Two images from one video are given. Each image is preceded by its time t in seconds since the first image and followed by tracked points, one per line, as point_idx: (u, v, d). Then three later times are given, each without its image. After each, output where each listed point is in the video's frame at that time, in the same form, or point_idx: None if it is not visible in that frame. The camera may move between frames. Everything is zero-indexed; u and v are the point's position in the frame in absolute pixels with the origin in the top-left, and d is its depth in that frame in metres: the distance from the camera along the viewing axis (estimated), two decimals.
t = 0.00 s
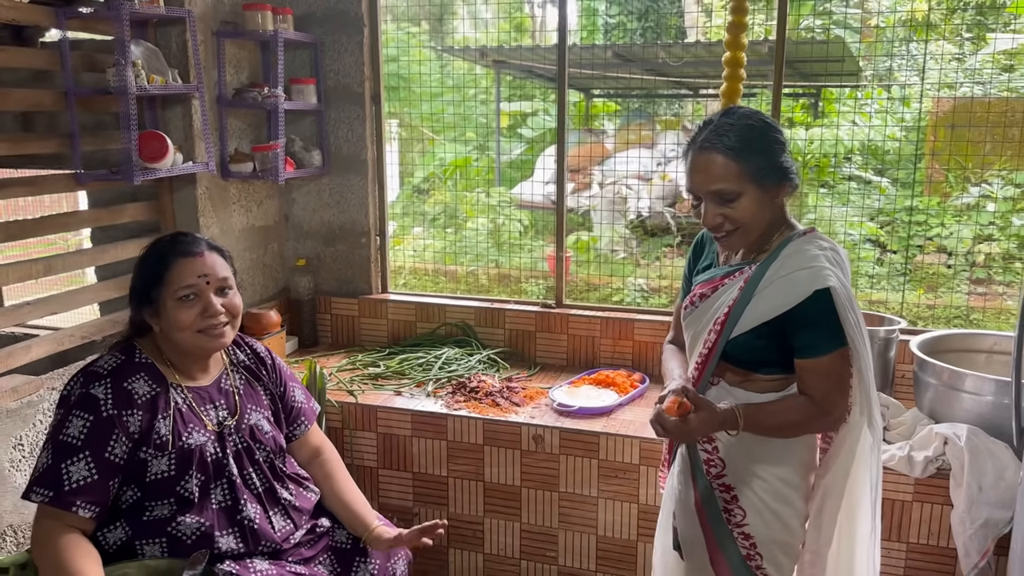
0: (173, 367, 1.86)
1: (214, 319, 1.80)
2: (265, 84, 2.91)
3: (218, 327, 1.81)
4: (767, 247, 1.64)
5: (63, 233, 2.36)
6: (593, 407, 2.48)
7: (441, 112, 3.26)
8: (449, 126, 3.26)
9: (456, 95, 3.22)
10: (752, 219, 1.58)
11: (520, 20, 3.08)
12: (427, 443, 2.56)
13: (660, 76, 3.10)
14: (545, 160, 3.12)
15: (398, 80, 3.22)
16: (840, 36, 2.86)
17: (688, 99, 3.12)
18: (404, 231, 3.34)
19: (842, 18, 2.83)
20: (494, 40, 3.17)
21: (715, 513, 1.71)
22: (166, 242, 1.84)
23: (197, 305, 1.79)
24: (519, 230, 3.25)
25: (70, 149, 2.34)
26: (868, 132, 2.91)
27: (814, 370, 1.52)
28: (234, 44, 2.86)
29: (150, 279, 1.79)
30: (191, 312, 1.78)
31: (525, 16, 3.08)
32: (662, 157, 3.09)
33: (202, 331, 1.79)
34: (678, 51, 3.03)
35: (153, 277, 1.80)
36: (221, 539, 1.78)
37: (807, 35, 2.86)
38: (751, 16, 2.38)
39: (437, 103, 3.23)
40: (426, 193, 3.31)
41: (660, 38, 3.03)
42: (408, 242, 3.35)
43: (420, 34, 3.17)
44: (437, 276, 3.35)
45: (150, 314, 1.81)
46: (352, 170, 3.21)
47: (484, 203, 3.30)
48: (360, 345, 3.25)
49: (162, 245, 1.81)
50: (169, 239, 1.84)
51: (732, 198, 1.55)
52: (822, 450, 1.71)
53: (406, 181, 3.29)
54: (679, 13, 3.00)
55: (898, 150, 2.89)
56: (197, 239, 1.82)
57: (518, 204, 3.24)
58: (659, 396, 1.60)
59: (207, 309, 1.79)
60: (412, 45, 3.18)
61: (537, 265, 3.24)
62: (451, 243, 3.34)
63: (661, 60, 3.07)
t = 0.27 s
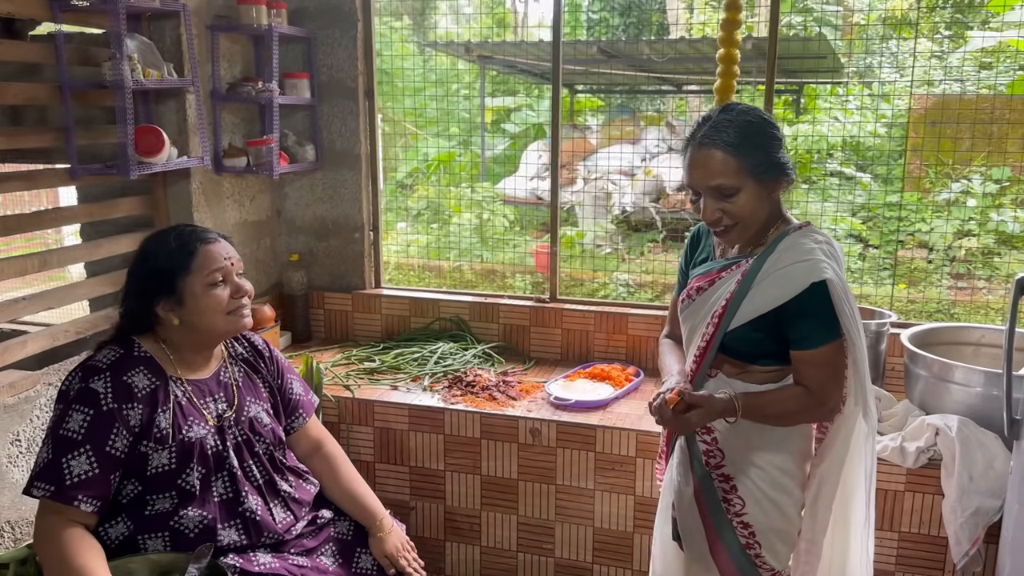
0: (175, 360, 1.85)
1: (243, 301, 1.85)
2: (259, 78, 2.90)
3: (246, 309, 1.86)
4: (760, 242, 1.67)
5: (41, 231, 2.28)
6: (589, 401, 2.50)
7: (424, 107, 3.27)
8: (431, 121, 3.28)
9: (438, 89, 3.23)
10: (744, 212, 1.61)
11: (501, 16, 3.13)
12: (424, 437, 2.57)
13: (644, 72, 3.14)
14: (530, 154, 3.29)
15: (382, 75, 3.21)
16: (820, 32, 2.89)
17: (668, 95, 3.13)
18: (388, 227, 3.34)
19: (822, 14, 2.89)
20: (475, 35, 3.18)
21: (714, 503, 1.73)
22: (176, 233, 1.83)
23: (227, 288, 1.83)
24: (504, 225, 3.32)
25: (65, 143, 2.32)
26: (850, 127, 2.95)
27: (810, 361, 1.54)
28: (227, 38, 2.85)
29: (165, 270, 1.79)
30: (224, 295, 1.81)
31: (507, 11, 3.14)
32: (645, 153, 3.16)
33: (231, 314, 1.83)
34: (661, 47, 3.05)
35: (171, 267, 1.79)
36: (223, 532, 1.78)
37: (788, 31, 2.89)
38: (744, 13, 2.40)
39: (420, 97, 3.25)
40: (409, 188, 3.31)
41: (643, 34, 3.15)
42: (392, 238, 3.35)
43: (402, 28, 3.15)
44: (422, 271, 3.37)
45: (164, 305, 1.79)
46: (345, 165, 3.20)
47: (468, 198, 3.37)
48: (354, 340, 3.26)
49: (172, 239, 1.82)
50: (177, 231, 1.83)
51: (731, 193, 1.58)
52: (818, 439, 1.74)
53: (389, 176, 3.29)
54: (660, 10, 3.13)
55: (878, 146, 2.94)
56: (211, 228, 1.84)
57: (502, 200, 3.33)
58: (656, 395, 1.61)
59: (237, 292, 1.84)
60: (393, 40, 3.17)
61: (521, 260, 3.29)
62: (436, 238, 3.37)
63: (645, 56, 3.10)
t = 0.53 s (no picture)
0: (183, 357, 1.87)
1: (233, 301, 1.83)
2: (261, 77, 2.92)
3: (237, 309, 1.84)
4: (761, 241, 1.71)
5: (30, 231, 2.24)
6: (591, 397, 2.54)
7: (412, 105, 3.29)
8: (419, 119, 3.31)
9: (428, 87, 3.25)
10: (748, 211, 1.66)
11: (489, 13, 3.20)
12: (426, 433, 2.60)
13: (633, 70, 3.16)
14: (520, 153, 3.40)
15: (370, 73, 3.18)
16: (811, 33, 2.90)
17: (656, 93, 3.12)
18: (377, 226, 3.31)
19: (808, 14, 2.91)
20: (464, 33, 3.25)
21: (717, 496, 1.76)
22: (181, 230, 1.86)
23: (216, 287, 1.82)
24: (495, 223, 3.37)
25: (69, 140, 2.33)
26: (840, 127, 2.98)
27: (811, 358, 1.58)
28: (230, 37, 2.86)
29: (165, 265, 1.81)
30: (212, 293, 1.81)
31: (494, 9, 3.23)
32: (635, 151, 3.21)
33: (221, 313, 1.82)
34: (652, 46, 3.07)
35: (171, 262, 1.81)
36: (234, 526, 1.81)
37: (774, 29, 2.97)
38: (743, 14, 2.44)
39: (408, 96, 3.26)
40: (398, 186, 3.35)
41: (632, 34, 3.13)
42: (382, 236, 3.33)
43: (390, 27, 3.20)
44: (414, 269, 3.38)
45: (164, 300, 1.82)
46: (345, 163, 3.22)
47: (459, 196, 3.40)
48: (354, 338, 3.28)
49: (176, 235, 1.85)
50: (182, 228, 1.86)
51: (729, 189, 1.61)
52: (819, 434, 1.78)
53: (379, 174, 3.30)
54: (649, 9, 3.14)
55: (867, 146, 2.96)
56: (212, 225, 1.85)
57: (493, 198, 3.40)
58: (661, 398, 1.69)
59: (227, 291, 1.83)
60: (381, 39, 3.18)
61: (513, 258, 3.33)
62: (428, 236, 3.36)
63: (636, 55, 3.12)
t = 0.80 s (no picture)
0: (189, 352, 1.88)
1: (230, 298, 1.83)
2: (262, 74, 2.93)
3: (234, 306, 1.84)
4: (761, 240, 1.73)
5: (21, 229, 2.21)
6: (590, 393, 2.56)
7: (402, 104, 3.27)
8: (410, 117, 3.27)
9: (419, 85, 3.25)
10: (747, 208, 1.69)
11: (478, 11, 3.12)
12: (427, 429, 2.62)
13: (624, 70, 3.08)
14: (511, 151, 3.20)
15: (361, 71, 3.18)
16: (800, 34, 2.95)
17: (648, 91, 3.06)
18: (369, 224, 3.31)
19: (798, 15, 2.95)
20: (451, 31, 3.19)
21: (718, 489, 1.79)
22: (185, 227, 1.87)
23: (213, 284, 1.82)
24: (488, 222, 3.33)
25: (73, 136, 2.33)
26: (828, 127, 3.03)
27: (815, 355, 1.61)
28: (231, 34, 2.87)
29: (166, 261, 1.84)
30: (208, 292, 1.81)
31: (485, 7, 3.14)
32: (627, 151, 3.11)
33: (219, 311, 1.83)
34: (644, 46, 3.03)
35: (172, 259, 1.83)
36: (241, 519, 1.82)
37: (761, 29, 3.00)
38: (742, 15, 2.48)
39: (398, 94, 3.25)
40: (390, 184, 3.33)
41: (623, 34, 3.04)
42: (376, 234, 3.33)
43: (382, 24, 3.19)
44: (407, 266, 3.38)
45: (167, 298, 1.84)
46: (345, 160, 3.25)
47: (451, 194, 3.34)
48: (353, 334, 3.29)
49: (179, 231, 1.86)
50: (186, 225, 1.88)
51: (718, 178, 1.65)
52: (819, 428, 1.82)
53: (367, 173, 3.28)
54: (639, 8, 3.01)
55: (856, 146, 3.01)
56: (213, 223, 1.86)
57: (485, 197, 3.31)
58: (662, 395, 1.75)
59: (223, 288, 1.83)
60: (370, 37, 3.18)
61: (506, 257, 3.32)
62: (419, 234, 3.35)
63: (629, 56, 3.06)
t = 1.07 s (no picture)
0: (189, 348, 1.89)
1: (232, 296, 1.84)
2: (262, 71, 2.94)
3: (235, 305, 1.85)
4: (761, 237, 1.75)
5: (15, 226, 2.18)
6: (588, 391, 2.58)
7: (398, 102, 3.27)
8: (406, 115, 3.28)
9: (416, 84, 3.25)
10: (745, 208, 1.71)
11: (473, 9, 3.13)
12: (426, 426, 2.63)
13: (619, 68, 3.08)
14: (507, 150, 3.22)
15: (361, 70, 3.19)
16: (795, 35, 2.98)
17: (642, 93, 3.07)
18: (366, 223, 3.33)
19: (794, 16, 2.98)
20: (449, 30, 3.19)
21: (715, 486, 1.81)
22: (187, 224, 1.88)
23: (216, 282, 1.83)
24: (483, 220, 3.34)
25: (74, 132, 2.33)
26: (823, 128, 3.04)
27: (813, 353, 1.63)
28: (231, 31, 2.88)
29: (167, 258, 1.84)
30: (210, 289, 1.82)
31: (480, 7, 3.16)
32: (620, 150, 3.11)
33: (221, 309, 1.83)
34: (641, 45, 3.03)
35: (173, 256, 1.84)
36: (242, 515, 1.83)
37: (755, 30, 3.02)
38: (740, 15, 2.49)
39: (394, 92, 3.25)
40: (386, 183, 3.35)
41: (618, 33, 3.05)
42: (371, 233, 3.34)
43: (379, 23, 3.20)
44: (402, 265, 3.39)
45: (169, 294, 1.84)
46: (344, 157, 3.26)
47: (447, 193, 3.34)
48: (351, 332, 3.30)
49: (182, 227, 1.87)
50: (188, 222, 1.88)
51: (713, 173, 1.67)
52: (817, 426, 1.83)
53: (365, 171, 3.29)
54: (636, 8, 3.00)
55: (850, 146, 3.03)
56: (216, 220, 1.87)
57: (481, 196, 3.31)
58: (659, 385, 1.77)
59: (225, 286, 1.84)
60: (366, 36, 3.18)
61: (500, 256, 3.33)
62: (415, 233, 3.36)
63: (624, 55, 3.07)
